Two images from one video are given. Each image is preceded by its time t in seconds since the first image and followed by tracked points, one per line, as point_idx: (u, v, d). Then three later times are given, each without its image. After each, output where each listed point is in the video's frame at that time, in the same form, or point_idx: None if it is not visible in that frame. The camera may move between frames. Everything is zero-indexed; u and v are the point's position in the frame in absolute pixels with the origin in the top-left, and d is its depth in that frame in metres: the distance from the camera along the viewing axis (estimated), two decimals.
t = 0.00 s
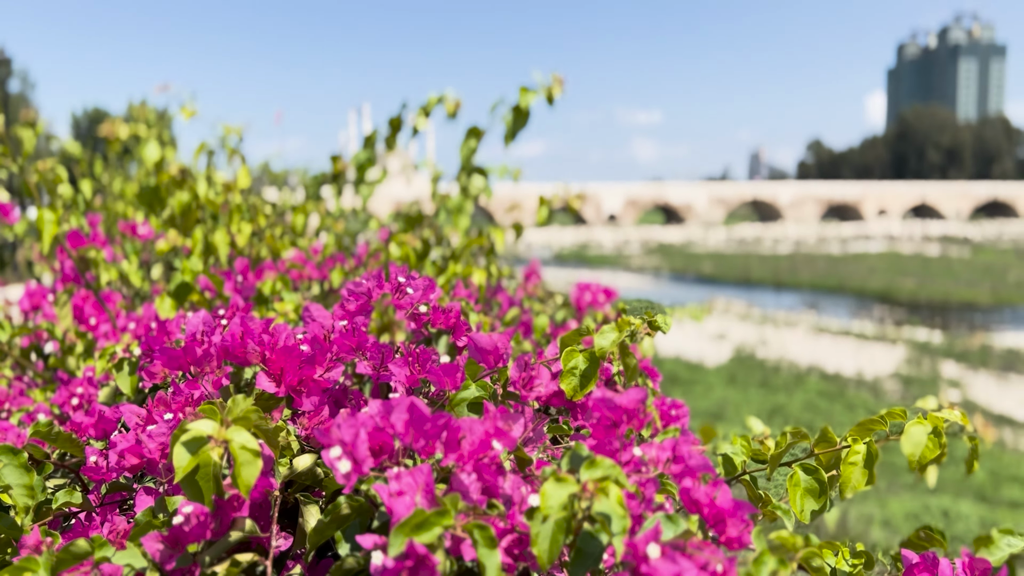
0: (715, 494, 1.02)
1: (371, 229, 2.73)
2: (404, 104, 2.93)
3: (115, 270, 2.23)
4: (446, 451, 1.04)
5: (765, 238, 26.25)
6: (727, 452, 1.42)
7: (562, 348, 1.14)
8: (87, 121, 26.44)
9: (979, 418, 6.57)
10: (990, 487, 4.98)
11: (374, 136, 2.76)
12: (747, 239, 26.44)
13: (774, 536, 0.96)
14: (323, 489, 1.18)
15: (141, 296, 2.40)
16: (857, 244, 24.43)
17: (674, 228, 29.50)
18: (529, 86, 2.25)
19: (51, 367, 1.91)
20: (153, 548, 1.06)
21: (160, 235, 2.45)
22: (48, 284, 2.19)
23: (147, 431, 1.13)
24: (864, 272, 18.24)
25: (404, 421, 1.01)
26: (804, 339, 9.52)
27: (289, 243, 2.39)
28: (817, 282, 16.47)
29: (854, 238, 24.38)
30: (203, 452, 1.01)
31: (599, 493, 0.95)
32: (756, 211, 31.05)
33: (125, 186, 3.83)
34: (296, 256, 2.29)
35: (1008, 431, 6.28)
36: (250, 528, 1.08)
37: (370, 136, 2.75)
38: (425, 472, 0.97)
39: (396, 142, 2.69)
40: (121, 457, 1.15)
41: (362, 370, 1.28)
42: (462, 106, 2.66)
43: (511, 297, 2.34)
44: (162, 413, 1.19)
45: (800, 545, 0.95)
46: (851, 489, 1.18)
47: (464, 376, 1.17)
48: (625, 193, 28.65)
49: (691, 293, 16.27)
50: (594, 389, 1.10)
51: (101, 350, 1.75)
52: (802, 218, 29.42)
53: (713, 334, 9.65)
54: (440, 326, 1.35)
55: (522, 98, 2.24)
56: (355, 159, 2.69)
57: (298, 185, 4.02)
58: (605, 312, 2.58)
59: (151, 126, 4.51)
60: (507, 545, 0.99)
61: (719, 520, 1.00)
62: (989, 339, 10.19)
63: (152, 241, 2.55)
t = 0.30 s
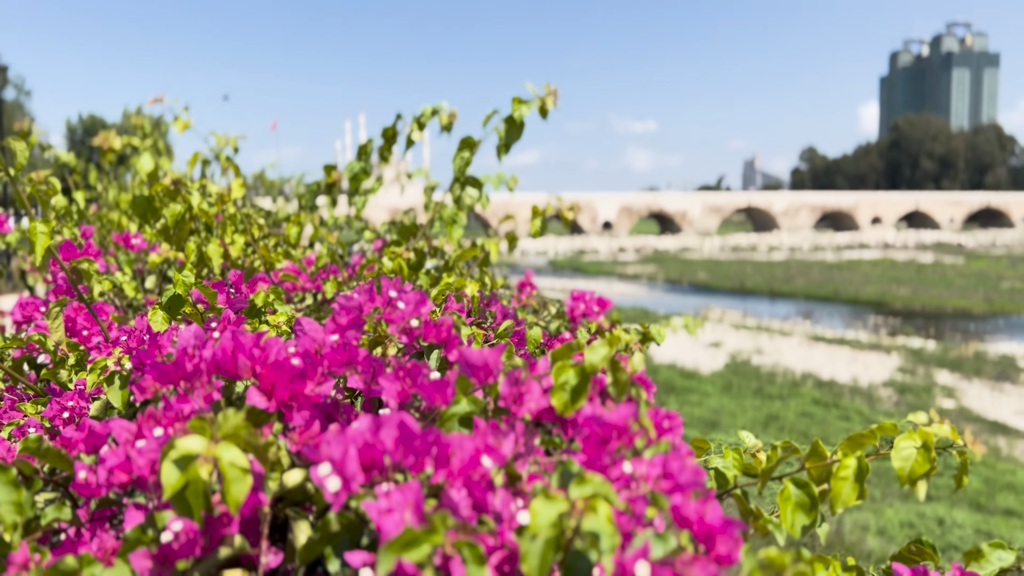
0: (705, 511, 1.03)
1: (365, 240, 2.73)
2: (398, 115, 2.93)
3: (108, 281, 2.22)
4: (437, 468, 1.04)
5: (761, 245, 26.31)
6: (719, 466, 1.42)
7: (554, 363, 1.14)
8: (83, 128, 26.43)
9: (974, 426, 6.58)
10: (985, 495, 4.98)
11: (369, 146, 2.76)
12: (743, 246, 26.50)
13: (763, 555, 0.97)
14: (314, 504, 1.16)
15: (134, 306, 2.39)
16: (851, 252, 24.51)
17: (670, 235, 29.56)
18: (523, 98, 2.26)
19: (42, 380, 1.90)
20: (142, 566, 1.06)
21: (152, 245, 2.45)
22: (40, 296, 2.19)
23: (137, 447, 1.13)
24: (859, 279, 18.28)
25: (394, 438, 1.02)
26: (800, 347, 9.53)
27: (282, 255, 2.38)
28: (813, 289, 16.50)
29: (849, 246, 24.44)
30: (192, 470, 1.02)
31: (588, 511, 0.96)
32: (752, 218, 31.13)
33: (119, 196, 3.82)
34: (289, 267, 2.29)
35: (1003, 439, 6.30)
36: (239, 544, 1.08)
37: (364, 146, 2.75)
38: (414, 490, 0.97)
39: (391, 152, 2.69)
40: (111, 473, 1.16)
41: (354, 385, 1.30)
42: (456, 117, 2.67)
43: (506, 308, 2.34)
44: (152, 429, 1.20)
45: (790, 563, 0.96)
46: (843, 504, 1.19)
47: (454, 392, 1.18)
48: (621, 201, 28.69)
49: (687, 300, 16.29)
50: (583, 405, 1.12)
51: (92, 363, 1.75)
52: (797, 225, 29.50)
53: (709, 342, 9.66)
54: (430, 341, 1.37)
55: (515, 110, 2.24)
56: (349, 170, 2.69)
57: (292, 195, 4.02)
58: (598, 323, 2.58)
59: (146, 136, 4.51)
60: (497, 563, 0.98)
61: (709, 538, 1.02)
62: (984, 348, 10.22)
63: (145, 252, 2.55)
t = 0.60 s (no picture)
0: (695, 523, 1.04)
1: (359, 248, 2.72)
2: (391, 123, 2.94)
3: (101, 290, 2.22)
4: (426, 477, 1.03)
5: (757, 252, 26.36)
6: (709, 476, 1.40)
7: (544, 375, 1.16)
8: (80, 135, 26.41)
9: (969, 433, 6.59)
10: (980, 502, 4.99)
11: (362, 154, 2.77)
12: (739, 253, 26.55)
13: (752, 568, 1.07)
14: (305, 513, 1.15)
15: (128, 315, 2.39)
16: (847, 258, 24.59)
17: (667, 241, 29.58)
18: (516, 107, 2.26)
19: (35, 390, 1.89)
20: None
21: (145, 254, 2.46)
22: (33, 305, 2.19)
23: (127, 459, 1.13)
24: (855, 286, 18.33)
25: (383, 449, 1.03)
26: (795, 354, 9.55)
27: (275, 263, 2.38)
28: (809, 296, 16.54)
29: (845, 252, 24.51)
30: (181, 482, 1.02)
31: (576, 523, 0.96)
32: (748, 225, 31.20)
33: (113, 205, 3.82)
34: (282, 276, 2.29)
35: (997, 447, 6.31)
36: (229, 554, 1.07)
37: (357, 155, 2.75)
38: (402, 501, 0.97)
39: (384, 161, 2.70)
40: (100, 484, 1.16)
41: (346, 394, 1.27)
42: (447, 128, 2.67)
43: (499, 316, 2.33)
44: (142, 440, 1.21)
45: None
46: (834, 515, 1.18)
47: (444, 403, 1.18)
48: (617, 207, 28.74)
49: (683, 308, 16.31)
50: (572, 415, 1.12)
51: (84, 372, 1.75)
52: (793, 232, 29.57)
53: (705, 349, 9.66)
54: (420, 352, 1.37)
55: (508, 118, 2.25)
56: (342, 178, 2.70)
57: (287, 204, 4.02)
58: (592, 330, 2.56)
59: (140, 145, 4.51)
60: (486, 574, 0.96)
61: (699, 550, 1.02)
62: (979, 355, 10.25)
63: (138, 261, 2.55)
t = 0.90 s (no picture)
0: (686, 531, 1.05)
1: (354, 254, 2.72)
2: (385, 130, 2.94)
3: (96, 297, 2.21)
4: (419, 486, 1.02)
5: (754, 258, 26.40)
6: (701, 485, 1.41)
7: (537, 382, 1.14)
8: (76, 141, 26.34)
9: (964, 438, 6.60)
10: (976, 508, 5.00)
11: (356, 160, 2.77)
12: (736, 258, 26.59)
13: None
14: (299, 522, 1.14)
15: (123, 322, 2.38)
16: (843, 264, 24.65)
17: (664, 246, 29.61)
18: (511, 114, 2.27)
19: (29, 397, 1.88)
20: None
21: (140, 261, 2.45)
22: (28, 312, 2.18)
23: (118, 469, 1.13)
24: (851, 292, 18.37)
25: (374, 459, 1.02)
26: (791, 360, 9.56)
27: (271, 270, 2.38)
28: (805, 302, 16.57)
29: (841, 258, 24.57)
30: (172, 492, 1.01)
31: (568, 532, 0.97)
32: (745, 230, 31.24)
33: (109, 212, 3.82)
34: (277, 283, 2.29)
35: (993, 452, 6.32)
36: (220, 564, 1.07)
37: (351, 160, 2.75)
38: (394, 511, 0.97)
39: (379, 167, 2.70)
40: (93, 494, 1.16)
41: (339, 405, 1.25)
42: (441, 132, 2.67)
43: (495, 323, 2.34)
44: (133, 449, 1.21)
45: None
46: (826, 522, 1.18)
47: (437, 412, 1.19)
48: (614, 213, 28.78)
49: (680, 314, 16.31)
50: (564, 423, 1.10)
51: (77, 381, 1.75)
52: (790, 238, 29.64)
53: (701, 355, 9.66)
54: (415, 361, 1.37)
55: (502, 124, 2.26)
56: (337, 185, 2.70)
57: (282, 210, 4.02)
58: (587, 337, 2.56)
59: (136, 151, 4.51)
60: None
61: (691, 558, 1.04)
62: (974, 360, 10.28)
63: (133, 268, 2.54)
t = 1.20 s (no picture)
0: (679, 537, 1.06)
1: (351, 259, 2.72)
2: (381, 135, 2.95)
3: (93, 302, 2.22)
4: (413, 492, 1.03)
5: (751, 261, 26.44)
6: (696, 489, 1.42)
7: (531, 389, 1.15)
8: (72, 146, 26.33)
9: (960, 442, 6.62)
10: (972, 512, 5.01)
11: (353, 166, 2.77)
12: (734, 262, 26.63)
13: None
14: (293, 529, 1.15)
15: (120, 327, 2.38)
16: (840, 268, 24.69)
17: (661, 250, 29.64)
18: (507, 119, 2.28)
19: (25, 403, 1.88)
20: None
21: (136, 267, 2.45)
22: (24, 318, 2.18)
23: (113, 476, 1.13)
24: (848, 296, 18.40)
25: (369, 466, 1.03)
26: (788, 365, 9.57)
27: (267, 275, 2.39)
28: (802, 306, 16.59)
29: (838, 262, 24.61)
30: (167, 499, 1.01)
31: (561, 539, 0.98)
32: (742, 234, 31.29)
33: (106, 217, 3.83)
34: (274, 288, 2.29)
35: (989, 456, 6.33)
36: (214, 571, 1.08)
37: (348, 165, 2.76)
38: (388, 518, 0.97)
39: (375, 172, 2.71)
40: (88, 501, 1.16)
41: (334, 411, 1.26)
42: (437, 137, 2.68)
43: (491, 328, 2.34)
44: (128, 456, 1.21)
45: None
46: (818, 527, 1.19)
47: (431, 418, 1.18)
48: (612, 217, 28.81)
49: (677, 318, 16.32)
50: (558, 430, 1.10)
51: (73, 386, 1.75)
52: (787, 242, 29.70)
53: (698, 359, 9.67)
54: (410, 367, 1.37)
55: (499, 130, 2.26)
56: (334, 190, 2.70)
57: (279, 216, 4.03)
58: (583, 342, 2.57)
59: (134, 156, 4.52)
60: None
61: (683, 564, 1.05)
62: (970, 364, 10.30)
63: (129, 274, 2.54)
